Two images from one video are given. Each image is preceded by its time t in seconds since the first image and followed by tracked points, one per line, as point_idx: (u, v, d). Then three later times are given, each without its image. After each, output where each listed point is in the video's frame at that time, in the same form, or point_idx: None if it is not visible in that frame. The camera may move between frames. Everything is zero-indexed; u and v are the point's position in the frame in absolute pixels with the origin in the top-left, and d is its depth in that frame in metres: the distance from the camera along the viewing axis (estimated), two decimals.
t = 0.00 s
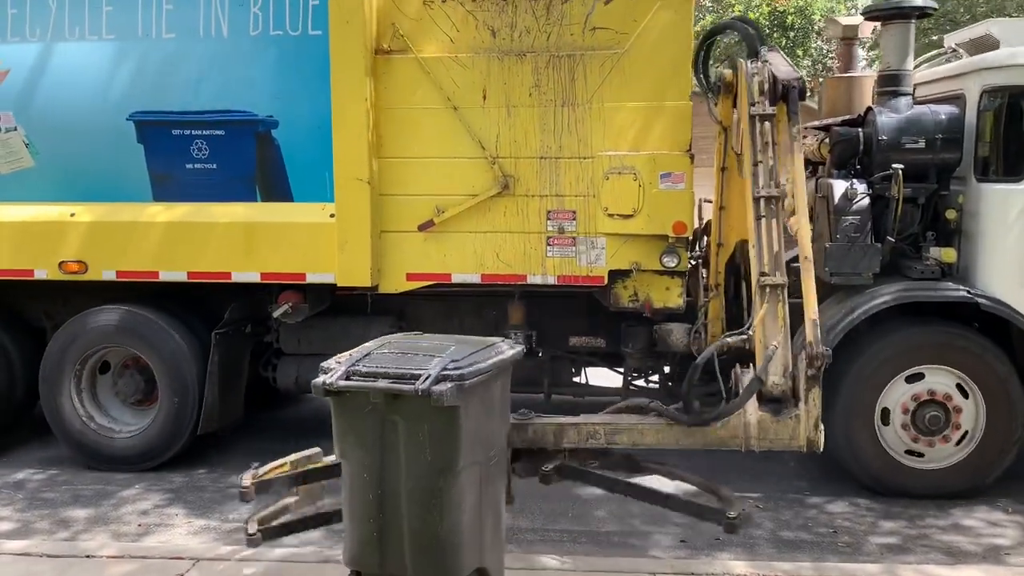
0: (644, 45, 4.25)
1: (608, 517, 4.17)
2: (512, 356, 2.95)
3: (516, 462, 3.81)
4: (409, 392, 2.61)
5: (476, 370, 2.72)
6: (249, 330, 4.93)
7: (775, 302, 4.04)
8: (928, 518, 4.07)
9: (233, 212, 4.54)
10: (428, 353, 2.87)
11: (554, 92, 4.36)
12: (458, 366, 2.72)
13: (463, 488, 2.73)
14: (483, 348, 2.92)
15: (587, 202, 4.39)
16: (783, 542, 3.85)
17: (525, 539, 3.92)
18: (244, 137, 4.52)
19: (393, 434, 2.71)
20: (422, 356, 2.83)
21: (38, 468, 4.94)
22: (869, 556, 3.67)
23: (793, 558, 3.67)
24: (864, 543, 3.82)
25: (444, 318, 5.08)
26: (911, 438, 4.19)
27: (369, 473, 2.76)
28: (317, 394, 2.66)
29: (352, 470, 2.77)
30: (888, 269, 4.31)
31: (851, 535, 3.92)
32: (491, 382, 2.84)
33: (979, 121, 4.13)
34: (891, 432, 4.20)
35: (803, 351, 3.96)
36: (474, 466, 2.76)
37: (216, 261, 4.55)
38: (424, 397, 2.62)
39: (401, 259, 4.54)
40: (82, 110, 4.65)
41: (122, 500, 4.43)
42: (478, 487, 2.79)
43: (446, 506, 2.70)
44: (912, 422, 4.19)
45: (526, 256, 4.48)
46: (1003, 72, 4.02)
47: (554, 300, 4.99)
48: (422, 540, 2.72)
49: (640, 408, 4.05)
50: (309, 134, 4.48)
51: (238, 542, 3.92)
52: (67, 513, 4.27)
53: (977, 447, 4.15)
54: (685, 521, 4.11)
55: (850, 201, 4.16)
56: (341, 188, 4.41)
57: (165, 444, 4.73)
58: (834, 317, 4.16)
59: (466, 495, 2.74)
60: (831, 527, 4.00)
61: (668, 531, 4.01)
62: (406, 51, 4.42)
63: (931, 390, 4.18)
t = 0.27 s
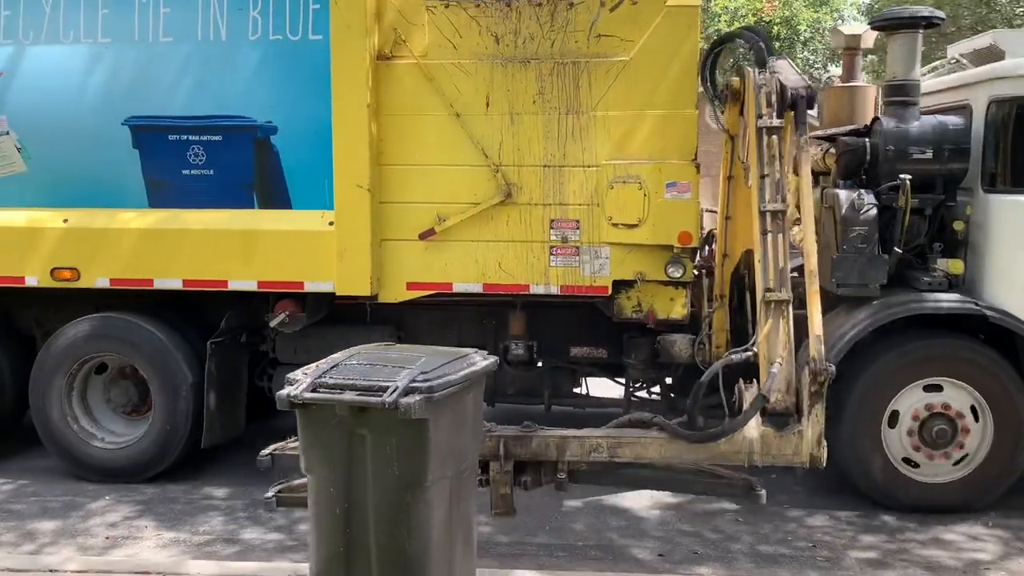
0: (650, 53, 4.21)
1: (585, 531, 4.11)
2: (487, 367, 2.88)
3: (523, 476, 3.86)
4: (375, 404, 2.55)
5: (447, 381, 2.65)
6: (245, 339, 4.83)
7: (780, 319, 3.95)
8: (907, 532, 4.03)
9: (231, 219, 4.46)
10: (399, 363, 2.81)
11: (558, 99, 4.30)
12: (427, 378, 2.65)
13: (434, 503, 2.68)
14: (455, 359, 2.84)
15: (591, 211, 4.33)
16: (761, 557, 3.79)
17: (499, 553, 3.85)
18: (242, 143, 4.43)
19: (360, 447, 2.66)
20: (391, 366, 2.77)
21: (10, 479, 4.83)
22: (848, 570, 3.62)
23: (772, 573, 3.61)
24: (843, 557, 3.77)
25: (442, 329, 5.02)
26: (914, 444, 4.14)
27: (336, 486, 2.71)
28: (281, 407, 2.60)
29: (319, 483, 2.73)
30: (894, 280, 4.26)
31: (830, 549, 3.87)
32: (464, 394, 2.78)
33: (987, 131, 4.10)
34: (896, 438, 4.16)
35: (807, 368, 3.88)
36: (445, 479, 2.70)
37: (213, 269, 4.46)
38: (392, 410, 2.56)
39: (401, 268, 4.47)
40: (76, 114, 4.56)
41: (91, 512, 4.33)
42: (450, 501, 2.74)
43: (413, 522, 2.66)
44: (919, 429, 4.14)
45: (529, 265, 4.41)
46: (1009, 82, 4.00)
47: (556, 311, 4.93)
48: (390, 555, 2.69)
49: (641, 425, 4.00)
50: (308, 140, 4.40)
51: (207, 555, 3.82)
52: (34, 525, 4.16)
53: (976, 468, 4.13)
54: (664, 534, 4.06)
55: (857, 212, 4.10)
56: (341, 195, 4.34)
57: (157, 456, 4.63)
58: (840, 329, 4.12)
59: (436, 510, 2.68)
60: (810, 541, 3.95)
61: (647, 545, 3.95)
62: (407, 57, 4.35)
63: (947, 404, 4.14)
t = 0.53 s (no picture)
0: (655, 57, 4.14)
1: (556, 543, 4.02)
2: (448, 380, 2.93)
3: (545, 463, 3.91)
4: (330, 417, 2.57)
5: (404, 394, 2.69)
6: (238, 349, 4.70)
7: (788, 313, 3.93)
8: (880, 541, 3.98)
9: (224, 226, 4.33)
10: (357, 376, 2.83)
11: (562, 104, 4.22)
12: (384, 392, 2.68)
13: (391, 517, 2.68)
14: (417, 371, 2.89)
15: (595, 217, 4.25)
16: (733, 568, 3.72)
17: (465, 566, 3.77)
18: (237, 148, 4.32)
19: (316, 462, 2.67)
20: (350, 380, 2.79)
21: None
22: None
23: None
24: (815, 568, 3.71)
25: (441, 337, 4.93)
26: (923, 438, 4.08)
27: (291, 502, 2.71)
28: (234, 420, 2.63)
29: (274, 499, 2.71)
30: (901, 287, 4.21)
31: (803, 560, 3.81)
32: (424, 406, 2.82)
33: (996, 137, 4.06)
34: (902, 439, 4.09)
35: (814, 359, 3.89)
36: (403, 493, 2.71)
37: (207, 277, 4.33)
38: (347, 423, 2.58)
39: (400, 276, 4.37)
40: (65, 119, 4.43)
41: (49, 528, 4.20)
42: (409, 514, 2.75)
43: (371, 537, 2.65)
44: (933, 429, 4.07)
45: (532, 272, 4.33)
46: (1017, 87, 3.97)
47: (559, 318, 4.85)
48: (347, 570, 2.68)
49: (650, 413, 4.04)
50: (305, 144, 4.29)
51: (166, 571, 3.70)
52: None
53: (966, 488, 4.09)
54: (637, 546, 3.97)
55: (865, 218, 4.04)
56: (340, 202, 4.23)
57: (148, 468, 4.50)
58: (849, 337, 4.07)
59: (394, 525, 2.69)
60: (782, 552, 3.89)
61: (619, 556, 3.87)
62: (407, 61, 4.26)
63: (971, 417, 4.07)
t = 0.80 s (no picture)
0: (658, 53, 4.03)
1: (516, 555, 3.90)
2: (395, 390, 2.78)
3: (554, 436, 4.20)
4: (267, 431, 2.41)
5: (347, 406, 2.53)
6: (229, 359, 4.51)
7: (772, 300, 4.16)
8: (848, 547, 3.92)
9: (216, 231, 4.16)
10: (297, 384, 2.66)
11: (565, 103, 4.11)
12: (327, 403, 2.52)
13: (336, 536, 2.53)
14: (362, 380, 2.73)
15: (599, 219, 4.15)
16: None
17: None
18: (228, 149, 4.15)
19: (254, 477, 2.50)
20: (290, 389, 2.62)
21: None
22: None
23: None
24: None
25: (439, 343, 4.81)
26: (941, 428, 4.03)
27: (229, 521, 2.54)
28: (164, 436, 2.45)
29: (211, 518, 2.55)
30: (909, 285, 4.16)
31: (770, 567, 3.73)
32: (369, 418, 2.66)
33: (1003, 132, 4.03)
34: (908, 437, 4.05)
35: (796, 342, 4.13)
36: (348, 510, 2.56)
37: (198, 284, 4.16)
38: (286, 437, 2.42)
39: (399, 280, 4.23)
40: (45, 119, 4.23)
41: None
42: (354, 531, 2.60)
43: (312, 558, 2.50)
44: (956, 424, 4.02)
45: (535, 276, 4.22)
46: None
47: (559, 323, 4.74)
48: None
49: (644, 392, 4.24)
50: (300, 145, 4.14)
51: None
52: None
53: (954, 495, 4.04)
54: (601, 556, 3.87)
55: (874, 217, 3.98)
56: (337, 205, 4.09)
57: (137, 483, 4.31)
58: (859, 340, 4.03)
59: (338, 544, 2.53)
60: (749, 559, 3.81)
61: (582, 567, 3.76)
62: (404, 59, 4.14)
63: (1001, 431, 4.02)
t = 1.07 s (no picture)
0: (657, 50, 3.97)
1: (466, 567, 3.78)
2: (325, 403, 2.67)
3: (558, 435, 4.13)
4: (182, 451, 2.29)
5: (269, 423, 2.42)
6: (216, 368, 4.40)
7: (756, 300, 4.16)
8: (801, 550, 3.87)
9: (203, 235, 4.02)
10: (219, 398, 2.54)
11: (564, 101, 4.03)
12: (248, 419, 2.40)
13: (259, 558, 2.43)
14: (289, 393, 2.62)
15: (600, 219, 4.08)
16: None
17: None
18: (215, 151, 4.00)
19: (172, 498, 2.39)
20: (211, 403, 2.50)
21: None
22: None
23: None
24: None
25: (432, 348, 4.70)
26: (954, 416, 4.02)
27: (145, 544, 2.43)
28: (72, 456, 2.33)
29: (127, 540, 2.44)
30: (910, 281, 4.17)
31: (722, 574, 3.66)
32: (295, 434, 2.56)
33: (1002, 126, 4.04)
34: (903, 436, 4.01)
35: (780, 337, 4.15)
36: (274, 529, 2.47)
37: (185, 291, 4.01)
38: (201, 456, 2.30)
39: (395, 284, 4.12)
40: (20, 121, 4.02)
41: None
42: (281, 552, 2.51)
43: None
44: (968, 419, 4.01)
45: (535, 278, 4.13)
46: None
47: (559, 324, 4.65)
48: None
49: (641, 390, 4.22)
50: (292, 147, 4.02)
51: None
52: None
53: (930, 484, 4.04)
54: (547, 566, 3.77)
55: (875, 210, 3.97)
56: (330, 207, 3.97)
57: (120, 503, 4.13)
58: (862, 338, 4.00)
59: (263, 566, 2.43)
60: (702, 566, 3.73)
61: None
62: (398, 57, 4.03)
63: (1004, 441, 4.02)
